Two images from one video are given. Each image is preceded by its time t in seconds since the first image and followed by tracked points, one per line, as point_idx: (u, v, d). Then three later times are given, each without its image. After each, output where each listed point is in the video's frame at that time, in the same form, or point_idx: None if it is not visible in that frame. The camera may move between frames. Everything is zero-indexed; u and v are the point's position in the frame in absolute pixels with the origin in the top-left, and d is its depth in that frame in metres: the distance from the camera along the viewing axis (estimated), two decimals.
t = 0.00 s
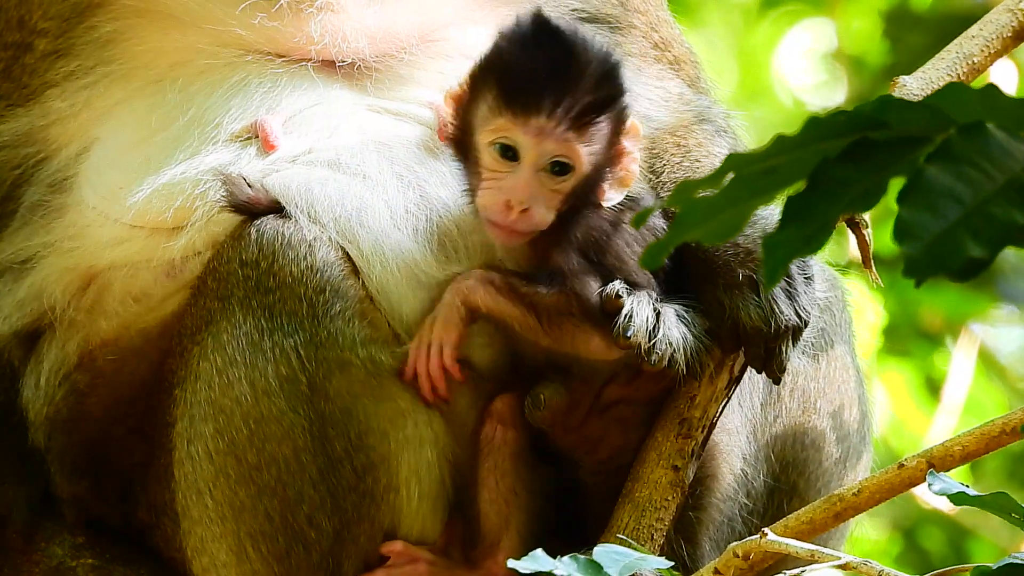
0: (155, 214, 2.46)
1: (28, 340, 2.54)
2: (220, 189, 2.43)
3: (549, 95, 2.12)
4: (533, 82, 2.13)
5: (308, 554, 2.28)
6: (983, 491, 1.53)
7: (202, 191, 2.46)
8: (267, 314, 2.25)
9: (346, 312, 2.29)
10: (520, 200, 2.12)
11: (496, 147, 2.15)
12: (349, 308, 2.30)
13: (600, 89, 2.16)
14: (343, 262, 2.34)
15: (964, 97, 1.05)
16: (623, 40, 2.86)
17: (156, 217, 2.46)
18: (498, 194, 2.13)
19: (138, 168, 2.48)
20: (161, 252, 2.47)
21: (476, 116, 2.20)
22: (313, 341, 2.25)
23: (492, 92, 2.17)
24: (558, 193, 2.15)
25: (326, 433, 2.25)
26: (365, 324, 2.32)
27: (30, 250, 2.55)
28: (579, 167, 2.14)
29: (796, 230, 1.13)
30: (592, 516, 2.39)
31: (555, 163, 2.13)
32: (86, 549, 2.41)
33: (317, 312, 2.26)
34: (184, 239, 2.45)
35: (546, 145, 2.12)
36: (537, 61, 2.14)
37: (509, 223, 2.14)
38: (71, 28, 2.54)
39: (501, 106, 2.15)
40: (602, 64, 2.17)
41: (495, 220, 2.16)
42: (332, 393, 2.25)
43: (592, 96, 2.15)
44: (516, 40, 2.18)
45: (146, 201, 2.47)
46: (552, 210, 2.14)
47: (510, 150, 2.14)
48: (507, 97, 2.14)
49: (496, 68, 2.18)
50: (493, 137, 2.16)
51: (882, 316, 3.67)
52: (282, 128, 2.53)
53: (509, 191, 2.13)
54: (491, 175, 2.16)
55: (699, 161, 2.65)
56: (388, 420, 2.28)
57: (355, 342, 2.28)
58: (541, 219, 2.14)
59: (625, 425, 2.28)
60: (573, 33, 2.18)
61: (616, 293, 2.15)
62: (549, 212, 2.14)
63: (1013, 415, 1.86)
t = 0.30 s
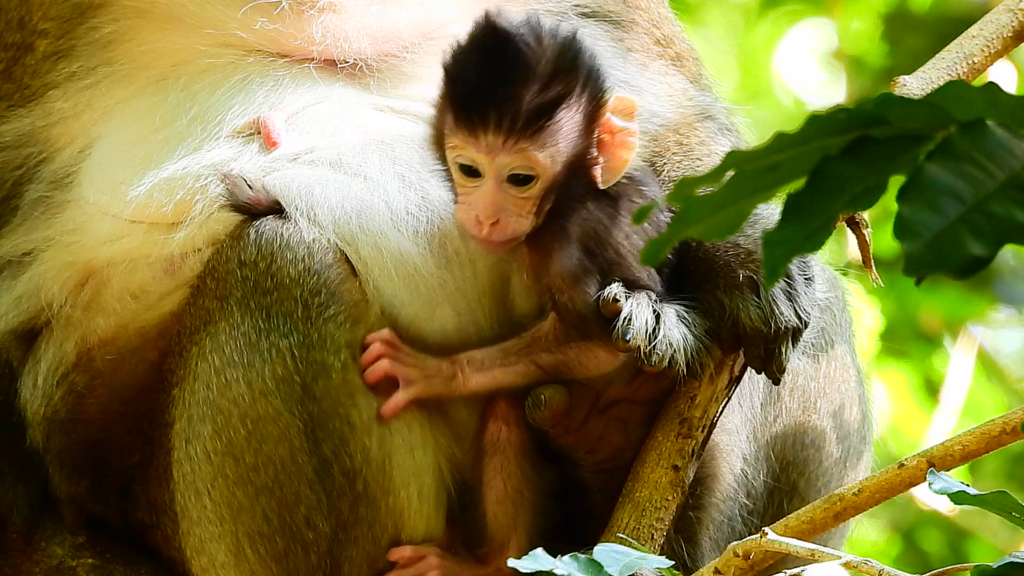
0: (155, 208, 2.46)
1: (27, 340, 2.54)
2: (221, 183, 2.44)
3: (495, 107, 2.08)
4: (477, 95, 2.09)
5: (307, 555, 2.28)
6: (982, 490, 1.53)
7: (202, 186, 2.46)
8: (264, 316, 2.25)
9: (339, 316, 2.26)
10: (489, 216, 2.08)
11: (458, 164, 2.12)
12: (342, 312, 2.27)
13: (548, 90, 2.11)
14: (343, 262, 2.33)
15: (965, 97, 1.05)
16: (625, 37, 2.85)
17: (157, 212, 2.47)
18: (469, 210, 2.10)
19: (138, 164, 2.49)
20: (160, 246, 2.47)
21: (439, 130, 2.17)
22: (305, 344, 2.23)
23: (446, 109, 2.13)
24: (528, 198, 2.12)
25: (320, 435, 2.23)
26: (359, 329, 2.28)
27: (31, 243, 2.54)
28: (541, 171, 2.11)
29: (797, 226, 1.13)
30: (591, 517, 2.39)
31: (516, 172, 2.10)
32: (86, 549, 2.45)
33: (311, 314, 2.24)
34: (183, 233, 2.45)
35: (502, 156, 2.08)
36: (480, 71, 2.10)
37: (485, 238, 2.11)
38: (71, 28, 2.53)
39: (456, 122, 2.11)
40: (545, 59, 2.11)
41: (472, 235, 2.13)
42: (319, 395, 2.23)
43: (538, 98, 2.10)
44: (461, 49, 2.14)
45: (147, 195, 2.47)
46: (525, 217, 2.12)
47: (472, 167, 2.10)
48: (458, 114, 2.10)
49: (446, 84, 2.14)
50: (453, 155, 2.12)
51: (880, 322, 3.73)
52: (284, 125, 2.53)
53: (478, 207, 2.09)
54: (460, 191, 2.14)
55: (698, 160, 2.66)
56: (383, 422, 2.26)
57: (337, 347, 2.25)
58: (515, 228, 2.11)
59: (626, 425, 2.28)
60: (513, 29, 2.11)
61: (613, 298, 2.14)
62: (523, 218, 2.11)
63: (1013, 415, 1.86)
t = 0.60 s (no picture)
0: (157, 207, 2.47)
1: (27, 341, 2.54)
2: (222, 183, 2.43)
3: (507, 99, 2.08)
4: (488, 89, 2.10)
5: (304, 556, 2.28)
6: (982, 491, 1.53)
7: (204, 185, 2.46)
8: (262, 317, 2.26)
9: (336, 317, 2.27)
10: (505, 208, 2.07)
11: (472, 161, 2.12)
12: (338, 314, 2.28)
13: (559, 79, 2.12)
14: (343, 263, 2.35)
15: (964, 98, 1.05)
16: (627, 35, 2.84)
17: (158, 211, 2.47)
18: (484, 204, 2.09)
19: (140, 163, 2.49)
20: (162, 245, 2.47)
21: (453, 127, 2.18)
22: (303, 344, 2.25)
23: (459, 104, 2.14)
24: (545, 189, 2.11)
25: (313, 434, 2.24)
26: (354, 331, 2.29)
27: (33, 242, 2.54)
28: (555, 161, 2.11)
29: (799, 226, 1.12)
30: (591, 518, 2.38)
31: (530, 164, 2.10)
32: (86, 549, 2.45)
33: (308, 314, 2.26)
34: (184, 232, 2.46)
35: (515, 148, 2.09)
36: (491, 64, 2.11)
37: (503, 232, 2.10)
38: (72, 29, 2.53)
39: (469, 117, 2.12)
40: (555, 50, 2.12)
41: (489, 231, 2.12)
42: (314, 396, 2.24)
43: (551, 88, 2.11)
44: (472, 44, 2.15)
45: (149, 194, 2.47)
46: (541, 208, 2.10)
47: (485, 161, 2.10)
48: (471, 108, 2.11)
49: (456, 80, 2.15)
50: (467, 151, 2.13)
51: (878, 324, 3.72)
52: (285, 125, 2.54)
53: (494, 201, 2.08)
54: (475, 187, 2.13)
55: (700, 159, 2.65)
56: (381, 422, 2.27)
57: (332, 348, 2.26)
58: (533, 220, 2.09)
59: (625, 425, 2.26)
60: (522, 22, 2.12)
61: (610, 303, 2.15)
62: (540, 210, 2.10)
63: (1013, 415, 1.86)
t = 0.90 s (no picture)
0: (155, 214, 2.46)
1: (29, 342, 2.54)
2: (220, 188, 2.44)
3: (502, 70, 2.10)
4: (481, 63, 2.11)
5: (303, 556, 2.28)
6: (981, 492, 1.53)
7: (202, 191, 2.46)
8: (261, 316, 2.26)
9: (335, 318, 2.28)
10: (502, 180, 2.06)
11: (468, 136, 2.12)
12: (338, 314, 2.29)
13: (552, 55, 2.13)
14: (343, 263, 2.35)
15: (963, 99, 1.03)
16: (623, 37, 2.83)
17: (157, 217, 2.46)
18: (482, 179, 2.08)
19: (139, 168, 2.49)
20: (162, 252, 2.47)
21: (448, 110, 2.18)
22: (301, 344, 2.25)
23: (453, 85, 2.15)
24: (541, 162, 2.10)
25: (313, 435, 2.24)
26: (354, 331, 2.30)
27: (33, 248, 2.55)
28: (552, 133, 2.11)
29: (796, 232, 1.13)
30: (591, 518, 2.38)
31: (526, 135, 2.10)
32: (86, 548, 2.45)
33: (308, 314, 2.26)
34: (184, 238, 2.46)
35: (510, 117, 2.09)
36: (484, 39, 2.12)
37: (501, 208, 2.08)
38: (68, 30, 2.54)
39: (464, 96, 2.13)
40: (547, 28, 2.14)
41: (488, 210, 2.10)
42: (313, 395, 2.24)
43: (545, 62, 2.12)
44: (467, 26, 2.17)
45: (146, 201, 2.47)
46: (539, 181, 2.09)
47: (481, 135, 2.10)
48: (464, 86, 2.12)
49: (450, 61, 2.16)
50: (463, 127, 2.13)
51: (881, 322, 3.78)
52: (282, 128, 2.53)
53: (491, 175, 2.07)
54: (472, 165, 2.13)
55: (697, 159, 2.65)
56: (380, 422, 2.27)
57: (332, 349, 2.26)
58: (531, 193, 2.08)
59: (625, 424, 2.26)
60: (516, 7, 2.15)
61: (609, 303, 2.15)
62: (537, 183, 2.08)
63: (1012, 415, 1.86)
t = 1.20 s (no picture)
0: (155, 214, 2.46)
1: (29, 342, 2.54)
2: (219, 189, 2.43)
3: (506, 57, 2.11)
4: (484, 50, 2.12)
5: (302, 555, 2.28)
6: (981, 493, 1.53)
7: (201, 192, 2.45)
8: (261, 316, 2.26)
9: (335, 317, 2.28)
10: (504, 164, 2.05)
11: (471, 125, 2.12)
12: (338, 314, 2.28)
13: (555, 46, 2.14)
14: (343, 262, 2.35)
15: (959, 101, 1.04)
16: (622, 38, 2.83)
17: (156, 217, 2.46)
18: (484, 165, 2.07)
19: (137, 169, 2.48)
20: (162, 252, 2.47)
21: (448, 101, 2.18)
22: (302, 343, 2.25)
23: (454, 74, 2.16)
24: (544, 149, 2.09)
25: (312, 435, 2.24)
26: (353, 331, 2.30)
27: (31, 250, 2.55)
28: (555, 120, 2.11)
29: (790, 236, 1.12)
30: (590, 518, 2.38)
31: (529, 121, 2.10)
32: (86, 548, 2.45)
33: (308, 313, 2.26)
34: (184, 238, 2.45)
35: (514, 103, 2.09)
36: (488, 29, 2.13)
37: (503, 192, 2.06)
38: (67, 30, 2.54)
39: (466, 83, 2.13)
40: (550, 21, 2.16)
41: (490, 198, 2.08)
42: (313, 396, 2.24)
43: (549, 51, 2.13)
44: (471, 20, 2.18)
45: (146, 202, 2.46)
46: (540, 166, 2.08)
47: (484, 122, 2.10)
48: (467, 73, 2.13)
49: (453, 50, 2.17)
50: (466, 116, 2.12)
51: (881, 320, 3.74)
52: (280, 128, 2.53)
53: (493, 160, 2.06)
54: (474, 155, 2.12)
55: (697, 159, 2.65)
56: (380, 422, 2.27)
57: (330, 349, 2.26)
58: (533, 178, 2.06)
59: (624, 424, 2.26)
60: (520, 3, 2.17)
61: (609, 303, 2.15)
62: (539, 168, 2.07)
63: (1012, 414, 1.86)
